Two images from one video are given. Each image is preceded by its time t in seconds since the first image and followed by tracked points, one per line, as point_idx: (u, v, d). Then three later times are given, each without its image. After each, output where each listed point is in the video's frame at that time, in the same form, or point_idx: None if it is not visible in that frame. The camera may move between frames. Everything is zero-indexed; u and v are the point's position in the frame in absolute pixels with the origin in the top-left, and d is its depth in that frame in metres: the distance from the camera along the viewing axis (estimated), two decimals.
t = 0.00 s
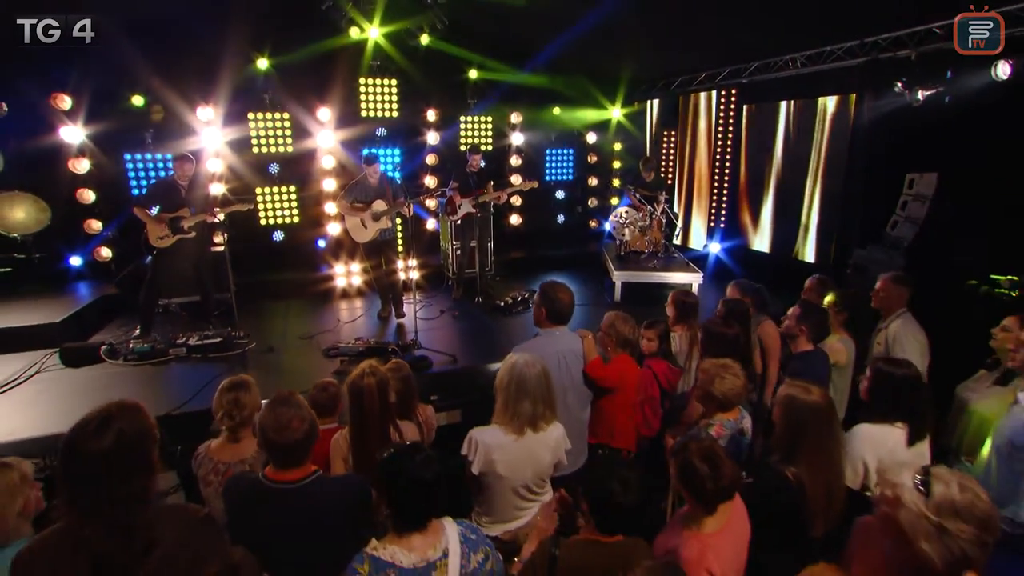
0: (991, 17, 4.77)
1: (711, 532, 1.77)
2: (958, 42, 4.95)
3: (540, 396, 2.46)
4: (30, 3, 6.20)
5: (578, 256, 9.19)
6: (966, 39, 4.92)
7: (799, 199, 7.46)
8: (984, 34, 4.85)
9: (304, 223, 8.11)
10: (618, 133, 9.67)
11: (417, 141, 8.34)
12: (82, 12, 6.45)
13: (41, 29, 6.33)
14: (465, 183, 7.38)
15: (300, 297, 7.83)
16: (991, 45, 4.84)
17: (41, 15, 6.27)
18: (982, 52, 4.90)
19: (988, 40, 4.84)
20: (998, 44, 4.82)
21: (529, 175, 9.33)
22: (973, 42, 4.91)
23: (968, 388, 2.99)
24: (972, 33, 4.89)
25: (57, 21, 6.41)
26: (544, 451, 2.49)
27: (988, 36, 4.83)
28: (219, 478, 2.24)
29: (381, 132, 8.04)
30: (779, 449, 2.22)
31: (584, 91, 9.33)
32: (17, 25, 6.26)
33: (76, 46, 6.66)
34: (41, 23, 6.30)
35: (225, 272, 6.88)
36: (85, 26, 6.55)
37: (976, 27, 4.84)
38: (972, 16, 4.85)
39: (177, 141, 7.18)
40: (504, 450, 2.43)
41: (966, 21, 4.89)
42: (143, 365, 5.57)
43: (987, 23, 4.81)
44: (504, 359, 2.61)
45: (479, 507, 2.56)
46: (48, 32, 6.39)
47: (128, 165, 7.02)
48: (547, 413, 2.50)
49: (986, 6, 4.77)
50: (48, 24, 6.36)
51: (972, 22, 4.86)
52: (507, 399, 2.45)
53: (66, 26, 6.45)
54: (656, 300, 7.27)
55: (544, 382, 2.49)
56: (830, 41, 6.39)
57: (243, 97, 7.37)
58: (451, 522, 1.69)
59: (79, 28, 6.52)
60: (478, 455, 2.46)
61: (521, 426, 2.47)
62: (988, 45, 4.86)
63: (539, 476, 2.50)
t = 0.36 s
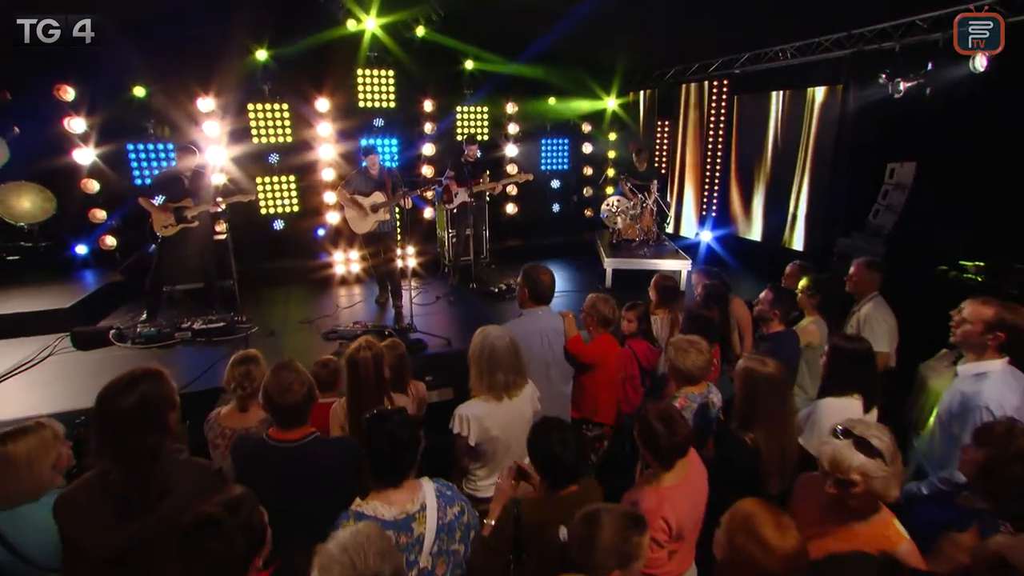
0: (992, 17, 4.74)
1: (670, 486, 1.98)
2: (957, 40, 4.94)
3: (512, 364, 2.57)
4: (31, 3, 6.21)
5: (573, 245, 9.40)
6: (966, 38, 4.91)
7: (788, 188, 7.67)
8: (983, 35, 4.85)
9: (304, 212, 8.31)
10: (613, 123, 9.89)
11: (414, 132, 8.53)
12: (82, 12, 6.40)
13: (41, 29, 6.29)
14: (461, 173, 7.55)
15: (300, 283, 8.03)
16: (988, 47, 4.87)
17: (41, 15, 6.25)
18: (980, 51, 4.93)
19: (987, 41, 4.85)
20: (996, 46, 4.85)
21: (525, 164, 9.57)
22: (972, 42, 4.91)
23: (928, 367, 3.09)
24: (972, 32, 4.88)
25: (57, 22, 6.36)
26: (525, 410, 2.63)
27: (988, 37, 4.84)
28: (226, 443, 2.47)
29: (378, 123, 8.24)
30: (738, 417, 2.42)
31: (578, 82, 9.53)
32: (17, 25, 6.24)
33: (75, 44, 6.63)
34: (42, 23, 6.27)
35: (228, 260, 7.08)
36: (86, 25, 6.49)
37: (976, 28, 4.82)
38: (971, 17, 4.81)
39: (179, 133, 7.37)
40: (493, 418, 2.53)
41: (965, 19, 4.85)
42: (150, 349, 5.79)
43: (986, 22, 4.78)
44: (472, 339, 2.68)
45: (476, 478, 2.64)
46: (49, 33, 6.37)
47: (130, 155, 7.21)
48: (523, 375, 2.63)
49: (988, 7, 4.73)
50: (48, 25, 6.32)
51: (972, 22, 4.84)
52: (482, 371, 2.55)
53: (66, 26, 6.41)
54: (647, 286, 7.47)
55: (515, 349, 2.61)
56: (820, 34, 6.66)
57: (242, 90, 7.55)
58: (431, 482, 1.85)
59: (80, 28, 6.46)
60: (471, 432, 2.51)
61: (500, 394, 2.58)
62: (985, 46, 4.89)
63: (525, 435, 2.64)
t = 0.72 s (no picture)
0: (991, 18, 4.85)
1: (636, 444, 2.18)
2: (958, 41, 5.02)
3: (498, 333, 2.78)
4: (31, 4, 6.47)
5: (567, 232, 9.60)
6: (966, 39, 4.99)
7: (777, 175, 7.80)
8: (983, 35, 4.94)
9: (303, 199, 8.50)
10: (608, 111, 10.04)
11: (411, 120, 8.71)
12: (82, 12, 6.59)
13: (41, 29, 6.54)
14: (455, 161, 7.72)
15: (300, 270, 8.24)
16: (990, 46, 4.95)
17: (41, 15, 6.50)
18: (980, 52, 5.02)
19: (988, 41, 4.94)
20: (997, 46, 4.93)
21: (520, 153, 9.79)
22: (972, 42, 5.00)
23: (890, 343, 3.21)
24: (973, 32, 4.96)
25: (58, 21, 6.58)
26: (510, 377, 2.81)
27: (988, 37, 4.93)
28: (234, 412, 2.67)
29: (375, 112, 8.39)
30: (704, 386, 2.63)
31: (572, 71, 9.68)
32: (18, 26, 6.47)
33: (76, 45, 6.78)
34: (42, 23, 6.51)
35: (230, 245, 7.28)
36: (86, 25, 6.66)
37: (977, 29, 4.91)
38: (972, 17, 4.90)
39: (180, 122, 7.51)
40: (478, 383, 2.74)
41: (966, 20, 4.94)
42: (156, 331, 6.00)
43: (986, 23, 4.89)
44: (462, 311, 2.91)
45: (463, 442, 2.83)
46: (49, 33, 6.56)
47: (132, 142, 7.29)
48: (507, 344, 2.83)
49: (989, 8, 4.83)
50: (48, 25, 6.53)
51: (971, 23, 4.92)
52: (469, 339, 2.78)
53: (66, 26, 6.60)
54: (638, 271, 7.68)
55: (500, 321, 2.81)
56: (809, 24, 6.75)
57: (242, 80, 7.73)
58: (425, 436, 2.08)
59: (81, 28, 6.62)
60: (458, 395, 2.74)
61: (484, 360, 2.78)
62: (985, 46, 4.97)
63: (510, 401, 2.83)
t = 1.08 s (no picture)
0: (992, 17, 4.57)
1: (608, 406, 2.37)
2: (957, 42, 4.76)
3: (485, 306, 2.98)
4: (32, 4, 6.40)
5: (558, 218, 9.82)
6: (966, 39, 4.73)
7: (763, 162, 7.93)
8: (984, 35, 4.67)
9: (300, 187, 8.71)
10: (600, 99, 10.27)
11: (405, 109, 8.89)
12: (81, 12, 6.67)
13: (42, 29, 6.54)
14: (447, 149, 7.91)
15: (298, 256, 8.43)
16: (991, 47, 4.68)
17: (41, 15, 6.46)
18: (981, 52, 4.75)
19: (989, 41, 4.67)
20: (998, 46, 4.66)
21: (513, 141, 10.09)
22: (973, 44, 4.74)
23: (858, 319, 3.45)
24: (972, 32, 4.69)
25: (57, 22, 6.64)
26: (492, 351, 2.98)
27: (989, 37, 4.65)
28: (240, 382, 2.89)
29: (370, 100, 8.55)
30: (673, 356, 2.84)
31: (565, 60, 9.87)
32: (17, 26, 6.41)
33: (76, 45, 6.91)
34: (42, 23, 6.51)
35: (228, 232, 7.46)
36: (86, 26, 6.76)
37: (976, 29, 4.63)
38: (971, 17, 4.62)
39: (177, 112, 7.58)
40: (458, 352, 2.95)
41: (965, 19, 4.65)
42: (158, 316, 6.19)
43: (987, 23, 4.61)
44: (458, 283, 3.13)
45: (446, 407, 3.06)
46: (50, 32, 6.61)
47: (129, 134, 7.45)
48: (492, 319, 3.01)
49: (990, 7, 4.55)
50: (48, 23, 6.54)
51: (972, 22, 4.64)
52: (458, 310, 2.98)
53: (66, 26, 6.66)
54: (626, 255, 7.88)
55: (489, 298, 3.00)
56: (793, 13, 6.77)
57: (238, 69, 7.85)
58: (417, 400, 2.30)
59: (80, 28, 6.73)
60: (436, 355, 2.99)
61: (470, 332, 2.98)
62: (986, 47, 4.71)
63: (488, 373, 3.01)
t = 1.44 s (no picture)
0: (992, 17, 4.54)
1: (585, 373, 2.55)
2: (958, 41, 4.76)
3: (460, 282, 3.17)
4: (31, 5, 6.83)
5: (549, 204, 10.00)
6: (967, 39, 4.71)
7: (748, 150, 8.09)
8: (983, 35, 4.62)
9: (294, 174, 8.87)
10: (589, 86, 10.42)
11: (397, 97, 9.04)
12: (81, 13, 6.87)
13: (41, 30, 6.85)
14: (439, 136, 8.07)
15: (292, 242, 8.61)
16: (989, 48, 4.62)
17: (41, 17, 6.82)
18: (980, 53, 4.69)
19: (987, 42, 4.61)
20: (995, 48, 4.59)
21: (504, 128, 10.26)
22: (974, 46, 4.71)
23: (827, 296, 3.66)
24: (972, 32, 4.67)
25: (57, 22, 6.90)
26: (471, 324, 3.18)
27: (988, 37, 4.60)
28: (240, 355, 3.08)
29: (363, 88, 8.67)
30: (648, 328, 3.04)
31: (558, 49, 10.05)
32: (19, 26, 6.84)
33: (76, 45, 7.06)
34: (42, 23, 6.82)
35: (225, 219, 7.62)
36: (85, 26, 6.94)
37: (975, 28, 4.61)
38: (971, 16, 4.63)
39: (169, 99, 7.76)
40: (440, 325, 3.15)
41: (967, 19, 4.68)
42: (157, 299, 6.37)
43: (987, 22, 4.57)
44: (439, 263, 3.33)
45: (435, 376, 3.27)
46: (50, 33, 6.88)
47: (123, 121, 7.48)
48: (468, 294, 3.21)
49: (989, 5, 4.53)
50: (49, 24, 6.84)
51: (972, 22, 4.65)
52: (435, 287, 3.19)
53: (66, 26, 6.89)
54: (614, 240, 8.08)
55: (465, 273, 3.19)
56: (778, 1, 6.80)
57: (232, 57, 7.99)
58: (407, 369, 2.49)
59: (80, 28, 6.92)
60: (425, 332, 3.18)
61: (448, 305, 3.19)
62: (985, 48, 4.65)
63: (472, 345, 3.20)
